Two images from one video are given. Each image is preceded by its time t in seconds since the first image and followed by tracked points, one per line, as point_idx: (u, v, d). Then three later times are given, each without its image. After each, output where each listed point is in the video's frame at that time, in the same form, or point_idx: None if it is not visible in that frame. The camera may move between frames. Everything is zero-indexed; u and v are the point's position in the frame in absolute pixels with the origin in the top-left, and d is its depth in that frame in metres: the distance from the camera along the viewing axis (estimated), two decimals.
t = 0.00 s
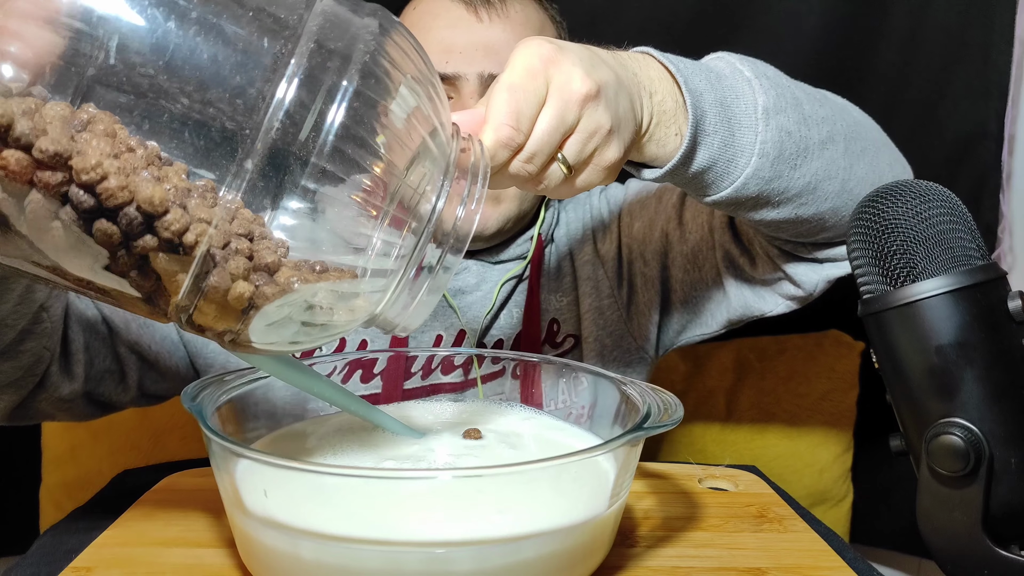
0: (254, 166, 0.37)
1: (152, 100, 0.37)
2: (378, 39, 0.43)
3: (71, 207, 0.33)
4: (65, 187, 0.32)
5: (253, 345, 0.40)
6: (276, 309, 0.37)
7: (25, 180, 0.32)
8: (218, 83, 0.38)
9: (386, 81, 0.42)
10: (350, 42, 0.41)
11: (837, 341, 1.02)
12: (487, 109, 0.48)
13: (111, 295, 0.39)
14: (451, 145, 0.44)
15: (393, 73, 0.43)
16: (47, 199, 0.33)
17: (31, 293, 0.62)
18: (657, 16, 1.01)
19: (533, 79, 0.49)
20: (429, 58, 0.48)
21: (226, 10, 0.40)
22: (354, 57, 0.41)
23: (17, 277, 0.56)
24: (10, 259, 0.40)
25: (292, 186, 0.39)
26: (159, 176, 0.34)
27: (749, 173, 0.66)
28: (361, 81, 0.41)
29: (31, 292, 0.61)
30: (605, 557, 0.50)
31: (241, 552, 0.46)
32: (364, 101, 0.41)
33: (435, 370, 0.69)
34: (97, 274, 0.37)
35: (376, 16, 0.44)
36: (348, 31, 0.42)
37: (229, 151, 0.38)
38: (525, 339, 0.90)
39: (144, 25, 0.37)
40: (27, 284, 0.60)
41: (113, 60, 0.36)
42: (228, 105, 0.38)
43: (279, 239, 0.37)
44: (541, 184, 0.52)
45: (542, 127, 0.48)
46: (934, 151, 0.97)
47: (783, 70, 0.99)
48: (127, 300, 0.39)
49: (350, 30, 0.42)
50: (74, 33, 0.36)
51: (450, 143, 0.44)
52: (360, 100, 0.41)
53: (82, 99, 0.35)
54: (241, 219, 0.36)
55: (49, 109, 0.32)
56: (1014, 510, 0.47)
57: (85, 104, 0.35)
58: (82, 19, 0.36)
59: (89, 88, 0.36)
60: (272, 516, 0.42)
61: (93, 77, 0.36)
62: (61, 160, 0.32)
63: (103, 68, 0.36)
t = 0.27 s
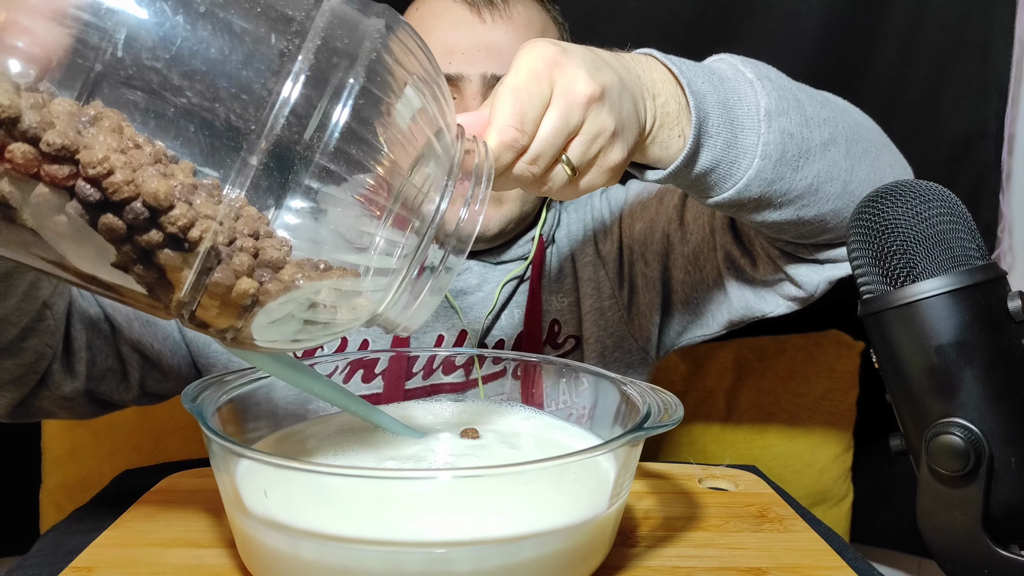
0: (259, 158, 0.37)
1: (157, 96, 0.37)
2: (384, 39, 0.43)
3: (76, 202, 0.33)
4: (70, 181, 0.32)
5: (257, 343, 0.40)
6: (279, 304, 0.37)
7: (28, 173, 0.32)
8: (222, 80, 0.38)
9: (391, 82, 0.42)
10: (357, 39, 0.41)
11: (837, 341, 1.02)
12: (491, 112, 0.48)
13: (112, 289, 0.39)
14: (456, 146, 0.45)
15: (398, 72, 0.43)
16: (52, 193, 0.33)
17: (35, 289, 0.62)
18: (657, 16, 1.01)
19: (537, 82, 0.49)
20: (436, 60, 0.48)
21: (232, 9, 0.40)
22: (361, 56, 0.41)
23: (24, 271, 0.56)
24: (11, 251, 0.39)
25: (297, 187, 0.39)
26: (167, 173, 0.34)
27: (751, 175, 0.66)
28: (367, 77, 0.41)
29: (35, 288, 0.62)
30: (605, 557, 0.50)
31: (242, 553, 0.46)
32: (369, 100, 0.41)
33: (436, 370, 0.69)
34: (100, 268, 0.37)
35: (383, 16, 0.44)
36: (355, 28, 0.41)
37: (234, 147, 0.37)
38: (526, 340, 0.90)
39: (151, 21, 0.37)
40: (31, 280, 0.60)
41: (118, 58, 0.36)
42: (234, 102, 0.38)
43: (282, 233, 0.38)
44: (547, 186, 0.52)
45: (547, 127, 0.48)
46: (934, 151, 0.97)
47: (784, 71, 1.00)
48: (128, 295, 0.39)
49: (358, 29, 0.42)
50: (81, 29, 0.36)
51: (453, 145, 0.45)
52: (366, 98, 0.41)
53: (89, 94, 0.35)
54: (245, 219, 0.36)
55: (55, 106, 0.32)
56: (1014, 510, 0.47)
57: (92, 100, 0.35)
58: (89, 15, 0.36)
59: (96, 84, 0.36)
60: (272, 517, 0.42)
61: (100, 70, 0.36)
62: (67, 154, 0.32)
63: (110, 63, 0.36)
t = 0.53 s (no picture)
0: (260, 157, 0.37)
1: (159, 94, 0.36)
2: (388, 39, 0.43)
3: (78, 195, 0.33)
4: (73, 174, 0.32)
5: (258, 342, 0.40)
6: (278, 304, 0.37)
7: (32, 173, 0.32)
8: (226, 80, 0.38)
9: (394, 82, 0.43)
10: (361, 40, 0.41)
11: (836, 341, 1.02)
12: (494, 115, 0.49)
13: (116, 288, 0.39)
14: (459, 149, 0.45)
15: (402, 71, 0.43)
16: (54, 187, 0.33)
17: (37, 287, 0.62)
18: (658, 16, 1.01)
19: (540, 84, 0.49)
20: (440, 63, 0.48)
21: (236, 6, 0.39)
22: (365, 55, 0.41)
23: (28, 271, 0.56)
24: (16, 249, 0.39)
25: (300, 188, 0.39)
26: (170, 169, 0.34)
27: (753, 176, 0.66)
28: (370, 77, 0.41)
29: (37, 287, 0.62)
30: (605, 557, 0.50)
31: (242, 552, 0.46)
32: (371, 100, 0.41)
33: (436, 370, 0.69)
34: (101, 266, 0.37)
35: (388, 18, 0.44)
36: (359, 28, 0.41)
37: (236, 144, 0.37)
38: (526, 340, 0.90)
39: (156, 21, 0.37)
40: (33, 279, 0.60)
41: (122, 56, 0.36)
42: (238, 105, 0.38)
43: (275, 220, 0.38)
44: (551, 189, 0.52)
45: (550, 133, 0.48)
46: (934, 151, 0.97)
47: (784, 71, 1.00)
48: (133, 294, 0.39)
49: (363, 29, 0.41)
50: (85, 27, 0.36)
51: (456, 148, 0.45)
52: (368, 98, 0.41)
53: (93, 93, 0.35)
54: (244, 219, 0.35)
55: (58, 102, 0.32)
56: (1014, 510, 0.47)
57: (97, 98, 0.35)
58: (94, 12, 0.36)
59: (100, 83, 0.35)
60: (272, 516, 0.42)
61: (105, 69, 0.36)
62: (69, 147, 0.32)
63: (115, 62, 0.36)
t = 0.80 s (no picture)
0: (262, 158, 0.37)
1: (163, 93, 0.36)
2: (389, 40, 0.43)
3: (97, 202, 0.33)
4: (90, 183, 0.32)
5: (262, 342, 0.40)
6: (281, 303, 0.38)
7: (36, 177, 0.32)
8: (227, 80, 0.37)
9: (395, 82, 0.43)
10: (363, 40, 0.41)
11: (837, 341, 1.02)
12: (495, 115, 0.49)
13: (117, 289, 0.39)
14: (460, 149, 0.45)
15: (403, 71, 0.43)
16: (72, 195, 0.32)
17: (37, 287, 0.61)
18: (658, 16, 1.01)
19: (541, 84, 0.49)
20: (441, 62, 0.48)
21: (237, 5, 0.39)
22: (366, 56, 0.41)
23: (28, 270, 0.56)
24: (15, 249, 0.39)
25: (300, 187, 0.38)
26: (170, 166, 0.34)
27: (754, 175, 0.66)
28: (371, 77, 0.41)
29: (37, 286, 0.61)
30: (605, 557, 0.50)
31: (242, 553, 0.46)
32: (372, 101, 0.41)
33: (437, 370, 0.69)
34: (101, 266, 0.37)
35: (390, 18, 0.44)
36: (360, 28, 0.41)
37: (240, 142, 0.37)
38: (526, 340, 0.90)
39: (156, 19, 0.36)
40: (33, 278, 0.60)
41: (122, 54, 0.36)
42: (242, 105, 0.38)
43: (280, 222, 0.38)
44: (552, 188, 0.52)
45: (550, 132, 0.48)
46: (934, 151, 0.97)
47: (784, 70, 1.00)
48: (137, 296, 0.39)
49: (365, 30, 0.41)
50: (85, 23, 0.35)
51: (457, 147, 0.45)
52: (370, 99, 0.41)
53: (94, 94, 0.35)
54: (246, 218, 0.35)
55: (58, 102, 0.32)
56: (1014, 509, 0.47)
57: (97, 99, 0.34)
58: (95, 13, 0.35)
59: (102, 82, 0.35)
60: (272, 516, 0.42)
61: (106, 69, 0.35)
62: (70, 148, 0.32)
63: (117, 62, 0.35)
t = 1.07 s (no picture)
0: (261, 159, 0.37)
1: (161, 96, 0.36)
2: (390, 40, 0.43)
3: (117, 213, 0.32)
4: (109, 194, 0.32)
5: (259, 342, 0.40)
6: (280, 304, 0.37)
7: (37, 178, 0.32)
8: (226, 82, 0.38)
9: (395, 82, 0.43)
10: (363, 42, 0.41)
11: (836, 341, 1.02)
12: (494, 115, 0.49)
13: (118, 290, 0.39)
14: (460, 149, 0.45)
15: (402, 72, 0.43)
16: (90, 205, 0.32)
17: (36, 286, 0.62)
18: (658, 16, 1.01)
19: (540, 83, 0.49)
20: (439, 61, 0.48)
21: (237, 9, 0.40)
22: (366, 57, 0.41)
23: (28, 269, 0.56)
24: (15, 250, 0.39)
25: (299, 187, 0.38)
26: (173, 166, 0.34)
27: (753, 174, 0.66)
28: (372, 79, 0.41)
29: (37, 285, 0.61)
30: (605, 557, 0.50)
31: (242, 552, 0.46)
32: (372, 101, 0.41)
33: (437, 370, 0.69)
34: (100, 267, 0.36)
35: (390, 18, 0.44)
36: (361, 30, 0.41)
37: (239, 144, 0.38)
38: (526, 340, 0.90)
39: (155, 21, 0.37)
40: (32, 278, 0.60)
41: (121, 55, 0.36)
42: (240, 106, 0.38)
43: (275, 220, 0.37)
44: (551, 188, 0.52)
45: (550, 131, 0.48)
46: (933, 151, 0.97)
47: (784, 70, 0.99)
48: (140, 297, 0.38)
49: (364, 31, 0.42)
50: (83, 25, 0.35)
51: (457, 147, 0.45)
52: (370, 99, 0.41)
53: (93, 94, 0.35)
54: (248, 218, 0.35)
55: (58, 107, 0.33)
56: (1014, 509, 0.47)
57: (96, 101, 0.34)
58: (94, 15, 0.35)
59: (100, 83, 0.35)
60: (272, 517, 0.42)
61: (104, 70, 0.35)
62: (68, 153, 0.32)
63: (114, 62, 0.35)
